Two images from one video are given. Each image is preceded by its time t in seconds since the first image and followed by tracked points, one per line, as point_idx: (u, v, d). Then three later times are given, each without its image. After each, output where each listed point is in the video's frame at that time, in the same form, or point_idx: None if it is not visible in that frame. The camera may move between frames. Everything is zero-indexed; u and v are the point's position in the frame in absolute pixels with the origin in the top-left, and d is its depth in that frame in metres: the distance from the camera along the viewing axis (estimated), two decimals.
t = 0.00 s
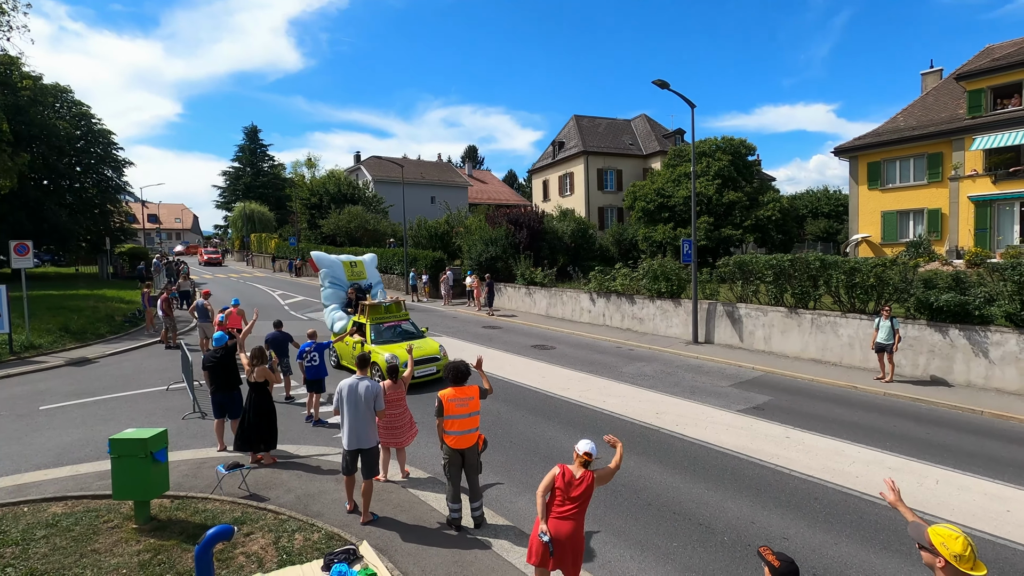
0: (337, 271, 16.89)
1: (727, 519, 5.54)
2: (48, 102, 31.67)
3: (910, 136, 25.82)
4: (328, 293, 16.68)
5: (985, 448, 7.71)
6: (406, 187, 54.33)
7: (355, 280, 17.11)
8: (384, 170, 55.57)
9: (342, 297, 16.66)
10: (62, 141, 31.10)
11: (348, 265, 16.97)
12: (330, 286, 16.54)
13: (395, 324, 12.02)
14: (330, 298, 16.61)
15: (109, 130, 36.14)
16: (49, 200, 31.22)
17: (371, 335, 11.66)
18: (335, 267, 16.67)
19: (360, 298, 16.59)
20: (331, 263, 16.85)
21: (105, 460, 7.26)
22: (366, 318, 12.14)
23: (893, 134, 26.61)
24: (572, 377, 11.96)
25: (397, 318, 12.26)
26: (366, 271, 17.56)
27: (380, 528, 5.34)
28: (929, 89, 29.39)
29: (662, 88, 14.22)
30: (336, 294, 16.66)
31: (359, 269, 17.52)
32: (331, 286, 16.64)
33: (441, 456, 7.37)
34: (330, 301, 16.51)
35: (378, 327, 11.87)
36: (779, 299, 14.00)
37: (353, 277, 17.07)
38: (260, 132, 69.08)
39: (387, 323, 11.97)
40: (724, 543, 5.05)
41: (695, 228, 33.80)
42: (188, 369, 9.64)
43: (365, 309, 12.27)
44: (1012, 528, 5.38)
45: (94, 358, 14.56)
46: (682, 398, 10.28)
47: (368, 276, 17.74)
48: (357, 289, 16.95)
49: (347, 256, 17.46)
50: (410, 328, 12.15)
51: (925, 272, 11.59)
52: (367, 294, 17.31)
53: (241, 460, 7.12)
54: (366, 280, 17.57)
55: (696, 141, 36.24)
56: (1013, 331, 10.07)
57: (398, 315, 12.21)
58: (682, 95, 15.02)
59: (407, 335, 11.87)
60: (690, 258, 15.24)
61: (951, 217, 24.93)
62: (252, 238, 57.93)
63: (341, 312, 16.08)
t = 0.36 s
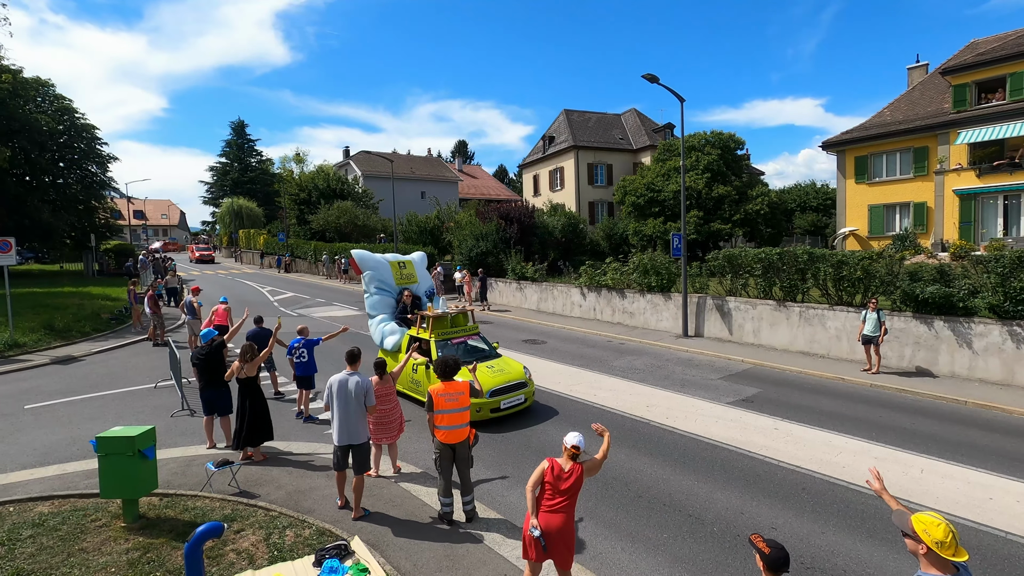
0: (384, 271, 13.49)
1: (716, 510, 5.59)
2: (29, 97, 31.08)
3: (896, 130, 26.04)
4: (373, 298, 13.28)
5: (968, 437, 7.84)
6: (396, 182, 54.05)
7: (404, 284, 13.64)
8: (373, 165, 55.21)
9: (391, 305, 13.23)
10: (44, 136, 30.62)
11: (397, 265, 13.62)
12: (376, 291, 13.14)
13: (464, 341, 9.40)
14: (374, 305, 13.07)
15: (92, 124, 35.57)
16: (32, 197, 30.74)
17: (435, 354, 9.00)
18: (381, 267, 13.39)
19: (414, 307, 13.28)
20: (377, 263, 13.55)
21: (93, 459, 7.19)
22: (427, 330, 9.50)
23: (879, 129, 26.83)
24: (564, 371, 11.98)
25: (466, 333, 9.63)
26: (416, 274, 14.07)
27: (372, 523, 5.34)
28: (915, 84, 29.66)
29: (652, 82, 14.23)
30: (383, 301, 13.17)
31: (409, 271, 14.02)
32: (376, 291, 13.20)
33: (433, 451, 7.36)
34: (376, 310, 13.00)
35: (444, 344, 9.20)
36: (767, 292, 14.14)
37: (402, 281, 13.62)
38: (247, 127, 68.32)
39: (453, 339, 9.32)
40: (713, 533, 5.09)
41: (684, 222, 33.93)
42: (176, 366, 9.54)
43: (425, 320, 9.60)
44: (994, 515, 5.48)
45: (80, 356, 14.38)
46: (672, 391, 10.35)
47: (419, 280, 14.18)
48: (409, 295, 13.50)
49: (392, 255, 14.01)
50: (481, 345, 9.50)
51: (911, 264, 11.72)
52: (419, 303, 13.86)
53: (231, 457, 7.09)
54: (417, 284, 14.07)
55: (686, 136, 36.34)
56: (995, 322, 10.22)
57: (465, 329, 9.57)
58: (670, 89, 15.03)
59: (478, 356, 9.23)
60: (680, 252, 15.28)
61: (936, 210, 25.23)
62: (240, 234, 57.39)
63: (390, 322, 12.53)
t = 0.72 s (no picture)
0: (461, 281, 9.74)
1: (705, 508, 5.62)
2: (13, 88, 30.57)
3: (884, 133, 26.31)
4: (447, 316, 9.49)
5: (952, 437, 7.96)
6: (387, 179, 53.81)
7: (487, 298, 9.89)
8: (364, 161, 54.94)
9: (474, 325, 9.42)
10: (29, 129, 30.15)
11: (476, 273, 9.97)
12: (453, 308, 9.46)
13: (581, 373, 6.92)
14: (450, 324, 9.35)
15: (78, 118, 35.08)
16: (16, 190, 30.25)
17: (549, 392, 6.57)
18: (457, 277, 9.73)
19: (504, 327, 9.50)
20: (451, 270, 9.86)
21: (76, 456, 7.10)
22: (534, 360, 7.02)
23: (868, 131, 27.11)
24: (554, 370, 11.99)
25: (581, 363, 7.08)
26: (499, 284, 10.29)
27: (360, 521, 5.32)
28: (903, 88, 29.99)
29: (644, 82, 14.26)
30: (464, 319, 9.40)
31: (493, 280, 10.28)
32: (455, 306, 9.51)
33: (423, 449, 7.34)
34: (453, 331, 9.29)
35: (557, 377, 6.75)
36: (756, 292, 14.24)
37: (484, 293, 9.91)
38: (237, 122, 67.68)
39: (567, 371, 6.88)
40: (702, 531, 5.13)
41: (675, 222, 34.09)
42: (163, 363, 9.44)
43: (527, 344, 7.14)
44: (976, 513, 5.57)
45: (65, 352, 14.19)
46: (661, 390, 10.39)
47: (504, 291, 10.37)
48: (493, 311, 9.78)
49: (469, 259, 10.47)
50: (601, 380, 7.00)
51: (898, 266, 11.86)
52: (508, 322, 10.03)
53: (218, 455, 7.03)
54: (503, 296, 10.28)
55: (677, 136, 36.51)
56: (979, 324, 10.38)
57: (581, 358, 7.10)
58: (662, 90, 15.04)
59: (600, 393, 6.80)
60: (670, 252, 15.35)
61: (922, 212, 25.54)
62: (229, 230, 56.89)
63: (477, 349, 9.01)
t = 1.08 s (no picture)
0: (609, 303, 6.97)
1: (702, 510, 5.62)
2: (10, 86, 30.45)
3: (881, 137, 26.41)
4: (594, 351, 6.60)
5: (948, 440, 7.97)
6: (386, 179, 53.80)
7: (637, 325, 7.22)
8: (362, 162, 54.89)
9: (630, 362, 6.59)
10: (26, 127, 30.08)
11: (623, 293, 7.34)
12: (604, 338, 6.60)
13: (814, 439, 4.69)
14: (596, 360, 6.46)
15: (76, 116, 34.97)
16: (12, 188, 30.14)
17: (776, 468, 4.39)
18: (604, 296, 6.98)
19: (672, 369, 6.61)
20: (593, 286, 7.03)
21: (71, 456, 7.06)
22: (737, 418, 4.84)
23: (865, 134, 27.21)
24: (551, 371, 11.98)
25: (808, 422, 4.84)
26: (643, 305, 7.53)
27: (357, 522, 5.31)
28: (900, 91, 30.11)
29: (642, 84, 14.28)
30: (617, 354, 6.54)
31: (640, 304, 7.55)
32: (604, 336, 6.63)
33: (419, 450, 7.34)
34: (605, 370, 6.40)
35: (784, 445, 4.53)
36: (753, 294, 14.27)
37: (633, 319, 7.22)
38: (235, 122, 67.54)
39: (798, 437, 4.64)
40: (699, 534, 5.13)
41: (673, 224, 34.14)
42: (159, 363, 9.40)
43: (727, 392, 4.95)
44: (971, 516, 5.59)
45: (61, 351, 14.13)
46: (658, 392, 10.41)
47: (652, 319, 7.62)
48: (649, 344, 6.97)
49: (606, 272, 7.85)
50: (840, 449, 4.74)
51: (895, 269, 11.91)
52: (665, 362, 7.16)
53: (214, 455, 7.01)
54: (652, 323, 7.59)
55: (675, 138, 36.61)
56: (975, 327, 10.41)
57: (808, 417, 4.84)
58: (661, 92, 15.05)
59: (847, 471, 4.54)
60: (668, 254, 15.37)
61: (919, 216, 25.63)
62: (226, 229, 56.79)
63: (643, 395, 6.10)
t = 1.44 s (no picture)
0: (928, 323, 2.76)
1: (700, 513, 5.62)
2: (10, 87, 30.46)
3: (880, 140, 26.48)
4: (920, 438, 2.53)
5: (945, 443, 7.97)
6: (385, 181, 53.87)
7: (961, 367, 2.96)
8: (362, 163, 54.96)
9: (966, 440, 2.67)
10: (26, 128, 30.10)
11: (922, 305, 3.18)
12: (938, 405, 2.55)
13: None
14: (912, 443, 2.51)
15: (76, 118, 34.99)
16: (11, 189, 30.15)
17: None
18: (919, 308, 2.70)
19: None
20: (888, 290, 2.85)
21: (69, 457, 7.05)
22: None
23: (864, 138, 27.30)
24: (550, 373, 12.00)
25: None
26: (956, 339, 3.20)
27: (355, 524, 5.30)
28: (899, 95, 30.19)
29: (642, 87, 14.32)
30: (951, 432, 2.56)
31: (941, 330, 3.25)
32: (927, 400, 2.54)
33: (418, 452, 7.33)
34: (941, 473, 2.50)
35: None
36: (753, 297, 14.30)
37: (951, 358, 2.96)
38: (235, 123, 67.58)
39: None
40: (697, 536, 5.13)
41: (672, 226, 34.18)
42: (157, 363, 9.38)
43: None
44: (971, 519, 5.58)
45: (59, 352, 14.13)
46: (657, 394, 10.42)
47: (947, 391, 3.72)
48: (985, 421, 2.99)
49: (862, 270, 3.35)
50: None
51: (893, 272, 11.92)
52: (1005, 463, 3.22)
53: (212, 456, 7.00)
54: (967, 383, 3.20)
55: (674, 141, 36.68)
56: (974, 330, 10.41)
57: None
58: (660, 95, 15.08)
59: None
60: (668, 257, 15.37)
61: (917, 219, 25.67)
62: (226, 231, 56.82)
63: None
